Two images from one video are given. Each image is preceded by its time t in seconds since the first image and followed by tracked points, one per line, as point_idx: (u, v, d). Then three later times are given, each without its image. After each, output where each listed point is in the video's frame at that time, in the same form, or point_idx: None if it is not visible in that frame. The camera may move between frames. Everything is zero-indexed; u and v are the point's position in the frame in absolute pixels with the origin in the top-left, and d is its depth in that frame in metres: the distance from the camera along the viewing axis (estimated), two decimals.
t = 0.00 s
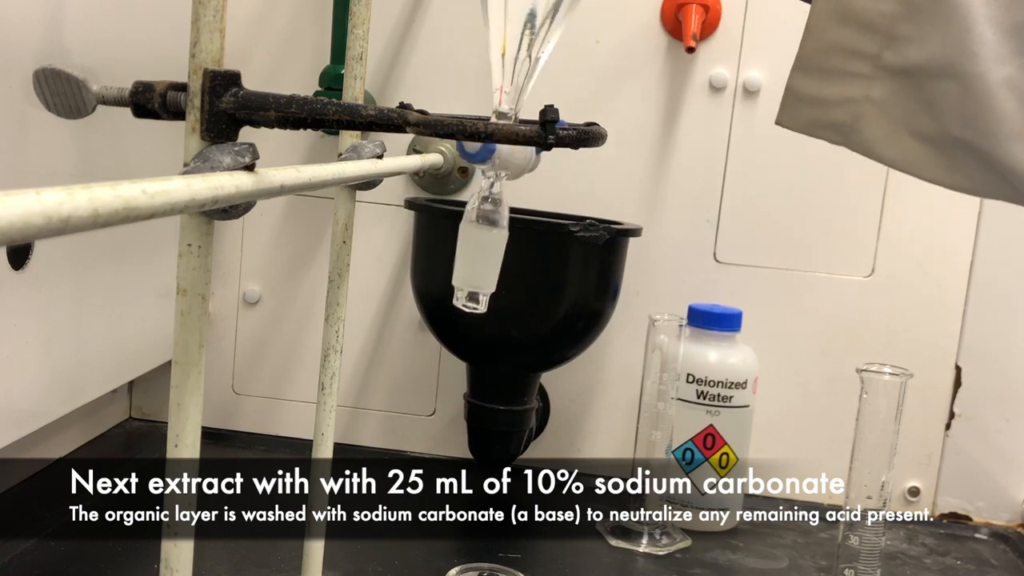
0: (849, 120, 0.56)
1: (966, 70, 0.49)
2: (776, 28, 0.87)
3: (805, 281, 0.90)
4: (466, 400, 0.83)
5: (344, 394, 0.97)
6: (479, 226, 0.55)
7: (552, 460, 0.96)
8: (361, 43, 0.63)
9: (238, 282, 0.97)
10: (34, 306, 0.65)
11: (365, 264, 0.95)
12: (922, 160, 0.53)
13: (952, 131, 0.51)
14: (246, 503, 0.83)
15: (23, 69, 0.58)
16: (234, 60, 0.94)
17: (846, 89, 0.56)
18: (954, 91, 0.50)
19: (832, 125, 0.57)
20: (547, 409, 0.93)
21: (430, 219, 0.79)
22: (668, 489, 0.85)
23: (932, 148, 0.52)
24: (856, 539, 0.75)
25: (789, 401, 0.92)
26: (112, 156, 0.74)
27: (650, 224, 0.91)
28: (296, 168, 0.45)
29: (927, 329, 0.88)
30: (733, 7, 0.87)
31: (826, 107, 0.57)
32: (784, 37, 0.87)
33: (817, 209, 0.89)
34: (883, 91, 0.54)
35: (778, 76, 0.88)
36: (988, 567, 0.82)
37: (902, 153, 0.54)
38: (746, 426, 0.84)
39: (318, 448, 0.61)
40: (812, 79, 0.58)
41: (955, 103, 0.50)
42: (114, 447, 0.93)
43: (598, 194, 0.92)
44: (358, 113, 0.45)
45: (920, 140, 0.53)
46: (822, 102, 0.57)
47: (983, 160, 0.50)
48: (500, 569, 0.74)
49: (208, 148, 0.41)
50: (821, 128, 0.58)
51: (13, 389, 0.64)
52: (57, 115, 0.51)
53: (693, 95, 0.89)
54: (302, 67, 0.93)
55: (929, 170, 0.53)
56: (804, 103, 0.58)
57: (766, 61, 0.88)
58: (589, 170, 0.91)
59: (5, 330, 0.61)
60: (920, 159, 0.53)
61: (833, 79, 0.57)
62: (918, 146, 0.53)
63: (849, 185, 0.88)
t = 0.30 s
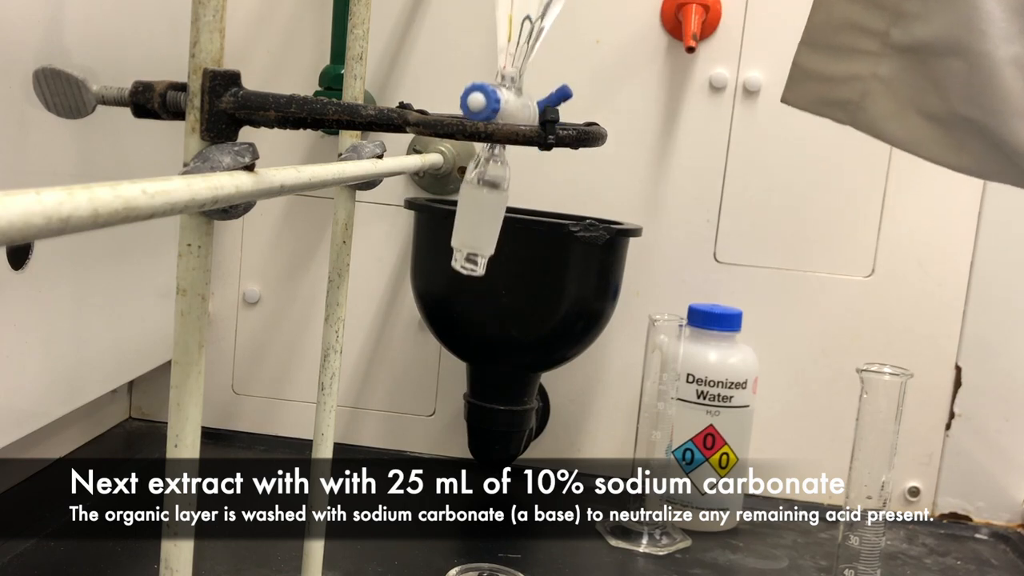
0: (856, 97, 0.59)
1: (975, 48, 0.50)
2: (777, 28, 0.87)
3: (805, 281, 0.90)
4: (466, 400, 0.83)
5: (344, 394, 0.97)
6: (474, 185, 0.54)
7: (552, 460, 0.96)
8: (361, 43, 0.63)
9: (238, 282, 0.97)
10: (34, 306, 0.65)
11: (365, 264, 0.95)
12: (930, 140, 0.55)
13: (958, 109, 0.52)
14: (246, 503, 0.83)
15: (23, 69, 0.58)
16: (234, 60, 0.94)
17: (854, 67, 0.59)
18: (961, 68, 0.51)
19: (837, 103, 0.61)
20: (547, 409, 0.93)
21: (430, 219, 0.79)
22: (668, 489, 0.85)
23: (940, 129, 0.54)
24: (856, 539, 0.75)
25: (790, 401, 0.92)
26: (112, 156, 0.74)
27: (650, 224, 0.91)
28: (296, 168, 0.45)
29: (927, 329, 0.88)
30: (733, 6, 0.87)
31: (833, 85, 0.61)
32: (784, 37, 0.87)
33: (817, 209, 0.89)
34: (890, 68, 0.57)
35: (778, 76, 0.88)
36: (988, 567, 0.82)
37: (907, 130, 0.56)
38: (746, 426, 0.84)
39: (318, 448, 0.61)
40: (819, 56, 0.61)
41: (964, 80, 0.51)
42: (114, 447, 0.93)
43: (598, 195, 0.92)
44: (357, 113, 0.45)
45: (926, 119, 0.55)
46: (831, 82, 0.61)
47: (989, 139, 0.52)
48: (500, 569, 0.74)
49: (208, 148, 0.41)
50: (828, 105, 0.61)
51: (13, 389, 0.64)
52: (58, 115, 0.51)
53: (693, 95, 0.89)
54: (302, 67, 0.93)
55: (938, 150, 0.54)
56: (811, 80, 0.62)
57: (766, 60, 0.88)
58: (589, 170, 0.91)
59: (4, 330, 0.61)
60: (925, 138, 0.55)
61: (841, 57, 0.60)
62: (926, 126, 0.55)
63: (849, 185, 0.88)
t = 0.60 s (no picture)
0: (867, 54, 0.57)
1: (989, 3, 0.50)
2: (777, 27, 0.87)
3: (805, 281, 0.90)
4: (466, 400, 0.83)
5: (344, 394, 0.97)
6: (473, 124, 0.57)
7: (552, 460, 0.96)
8: (361, 43, 0.63)
9: (238, 282, 0.97)
10: (34, 306, 0.65)
11: (365, 264, 0.95)
12: (939, 99, 0.54)
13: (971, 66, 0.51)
14: (246, 503, 0.83)
15: (23, 69, 0.58)
16: (234, 60, 0.94)
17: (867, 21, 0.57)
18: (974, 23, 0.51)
19: (848, 60, 0.59)
20: (547, 409, 0.93)
21: (430, 219, 0.79)
22: (668, 489, 0.85)
23: (952, 89, 0.53)
24: (856, 539, 0.75)
25: (790, 401, 0.92)
26: (112, 157, 0.74)
27: (650, 224, 0.91)
28: (296, 167, 0.45)
29: (927, 329, 0.88)
30: (733, 6, 0.87)
31: (847, 40, 0.59)
32: (785, 36, 0.87)
33: (817, 208, 0.89)
34: (904, 25, 0.55)
35: (778, 76, 0.88)
36: (988, 567, 0.82)
37: (915, 88, 0.55)
38: (746, 426, 0.84)
39: (318, 448, 0.61)
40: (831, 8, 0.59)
41: (979, 36, 0.50)
42: (114, 447, 0.93)
43: (599, 195, 0.92)
44: (357, 113, 0.46)
45: (940, 78, 0.54)
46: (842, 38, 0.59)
47: (999, 98, 0.51)
48: (500, 569, 0.74)
49: (208, 148, 0.41)
50: (837, 62, 0.59)
51: (12, 390, 0.64)
52: (58, 115, 0.51)
53: (693, 95, 0.89)
54: (302, 67, 0.93)
55: (950, 112, 0.53)
56: (822, 34, 0.60)
57: (766, 60, 0.88)
58: (589, 170, 0.91)
59: (4, 330, 0.61)
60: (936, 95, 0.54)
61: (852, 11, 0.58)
62: (938, 86, 0.54)
63: (849, 185, 0.88)
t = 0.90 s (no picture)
0: None
1: None
2: (776, 27, 0.87)
3: (805, 281, 0.90)
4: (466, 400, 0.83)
5: (344, 394, 0.97)
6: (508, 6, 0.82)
7: (552, 460, 0.96)
8: (361, 43, 0.63)
9: (238, 282, 0.97)
10: (34, 306, 0.65)
11: (365, 264, 0.95)
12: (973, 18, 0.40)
13: None
14: (246, 503, 0.83)
15: (23, 69, 0.58)
16: (234, 60, 0.94)
17: None
18: None
19: None
20: (547, 409, 0.93)
21: (430, 219, 0.79)
22: (668, 489, 0.85)
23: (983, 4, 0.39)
24: (856, 539, 0.75)
25: (789, 401, 0.92)
26: (111, 157, 0.74)
27: (650, 224, 0.91)
28: (296, 167, 0.45)
29: (927, 329, 0.88)
30: (733, 6, 0.87)
31: None
32: (785, 36, 0.87)
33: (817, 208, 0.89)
34: None
35: (778, 76, 0.88)
36: (988, 567, 0.82)
37: None
38: (746, 426, 0.84)
39: (318, 448, 0.61)
40: None
41: None
42: (114, 447, 0.92)
43: (598, 195, 0.92)
44: (358, 113, 0.46)
45: None
46: None
47: None
48: (500, 569, 0.74)
49: (208, 148, 0.41)
50: None
51: (13, 390, 0.64)
52: (58, 115, 0.51)
53: (693, 95, 0.89)
54: (302, 67, 0.93)
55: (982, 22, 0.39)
56: None
57: (766, 60, 0.88)
58: (589, 170, 0.91)
59: (4, 330, 0.61)
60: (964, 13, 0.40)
61: None
62: None
63: (848, 186, 0.88)
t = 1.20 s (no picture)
0: None
1: None
2: (777, 27, 0.87)
3: (805, 281, 0.90)
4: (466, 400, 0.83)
5: (344, 394, 0.97)
6: None
7: (552, 460, 0.96)
8: (361, 43, 0.63)
9: (238, 282, 0.97)
10: (34, 306, 0.65)
11: (365, 264, 0.95)
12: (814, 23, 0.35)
13: None
14: (246, 503, 0.83)
15: (23, 68, 0.58)
16: (234, 60, 0.94)
17: None
18: None
19: None
20: (547, 409, 0.93)
21: (430, 219, 0.79)
22: (668, 489, 0.85)
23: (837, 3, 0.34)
24: (856, 539, 0.75)
25: (789, 401, 0.92)
26: (111, 157, 0.74)
27: (650, 224, 0.91)
28: (296, 167, 0.45)
29: (927, 329, 0.88)
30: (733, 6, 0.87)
31: None
32: (785, 36, 0.87)
33: (817, 209, 0.89)
34: None
35: (778, 76, 0.88)
36: (988, 567, 0.82)
37: None
38: (746, 426, 0.84)
39: (318, 448, 0.61)
40: None
41: None
42: (114, 447, 0.92)
43: (599, 195, 0.92)
44: (357, 113, 0.46)
45: None
46: None
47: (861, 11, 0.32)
48: (500, 569, 0.74)
49: (208, 148, 0.41)
50: None
51: (13, 390, 0.64)
52: (58, 115, 0.51)
53: (693, 94, 0.89)
54: (302, 67, 0.93)
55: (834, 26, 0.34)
56: None
57: (766, 60, 0.88)
58: (588, 170, 0.91)
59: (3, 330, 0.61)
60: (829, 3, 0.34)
61: None
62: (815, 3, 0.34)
63: (849, 186, 0.88)
